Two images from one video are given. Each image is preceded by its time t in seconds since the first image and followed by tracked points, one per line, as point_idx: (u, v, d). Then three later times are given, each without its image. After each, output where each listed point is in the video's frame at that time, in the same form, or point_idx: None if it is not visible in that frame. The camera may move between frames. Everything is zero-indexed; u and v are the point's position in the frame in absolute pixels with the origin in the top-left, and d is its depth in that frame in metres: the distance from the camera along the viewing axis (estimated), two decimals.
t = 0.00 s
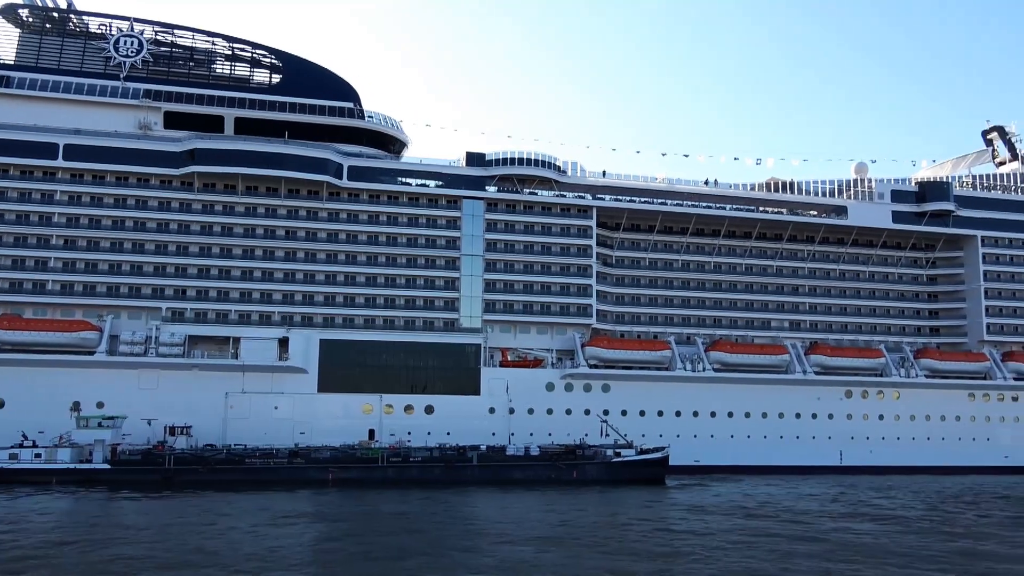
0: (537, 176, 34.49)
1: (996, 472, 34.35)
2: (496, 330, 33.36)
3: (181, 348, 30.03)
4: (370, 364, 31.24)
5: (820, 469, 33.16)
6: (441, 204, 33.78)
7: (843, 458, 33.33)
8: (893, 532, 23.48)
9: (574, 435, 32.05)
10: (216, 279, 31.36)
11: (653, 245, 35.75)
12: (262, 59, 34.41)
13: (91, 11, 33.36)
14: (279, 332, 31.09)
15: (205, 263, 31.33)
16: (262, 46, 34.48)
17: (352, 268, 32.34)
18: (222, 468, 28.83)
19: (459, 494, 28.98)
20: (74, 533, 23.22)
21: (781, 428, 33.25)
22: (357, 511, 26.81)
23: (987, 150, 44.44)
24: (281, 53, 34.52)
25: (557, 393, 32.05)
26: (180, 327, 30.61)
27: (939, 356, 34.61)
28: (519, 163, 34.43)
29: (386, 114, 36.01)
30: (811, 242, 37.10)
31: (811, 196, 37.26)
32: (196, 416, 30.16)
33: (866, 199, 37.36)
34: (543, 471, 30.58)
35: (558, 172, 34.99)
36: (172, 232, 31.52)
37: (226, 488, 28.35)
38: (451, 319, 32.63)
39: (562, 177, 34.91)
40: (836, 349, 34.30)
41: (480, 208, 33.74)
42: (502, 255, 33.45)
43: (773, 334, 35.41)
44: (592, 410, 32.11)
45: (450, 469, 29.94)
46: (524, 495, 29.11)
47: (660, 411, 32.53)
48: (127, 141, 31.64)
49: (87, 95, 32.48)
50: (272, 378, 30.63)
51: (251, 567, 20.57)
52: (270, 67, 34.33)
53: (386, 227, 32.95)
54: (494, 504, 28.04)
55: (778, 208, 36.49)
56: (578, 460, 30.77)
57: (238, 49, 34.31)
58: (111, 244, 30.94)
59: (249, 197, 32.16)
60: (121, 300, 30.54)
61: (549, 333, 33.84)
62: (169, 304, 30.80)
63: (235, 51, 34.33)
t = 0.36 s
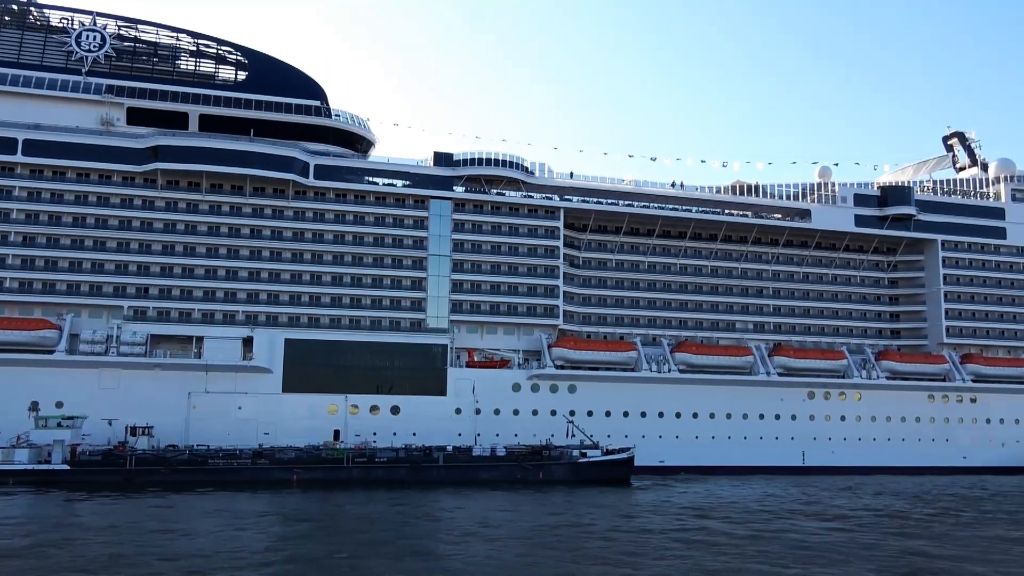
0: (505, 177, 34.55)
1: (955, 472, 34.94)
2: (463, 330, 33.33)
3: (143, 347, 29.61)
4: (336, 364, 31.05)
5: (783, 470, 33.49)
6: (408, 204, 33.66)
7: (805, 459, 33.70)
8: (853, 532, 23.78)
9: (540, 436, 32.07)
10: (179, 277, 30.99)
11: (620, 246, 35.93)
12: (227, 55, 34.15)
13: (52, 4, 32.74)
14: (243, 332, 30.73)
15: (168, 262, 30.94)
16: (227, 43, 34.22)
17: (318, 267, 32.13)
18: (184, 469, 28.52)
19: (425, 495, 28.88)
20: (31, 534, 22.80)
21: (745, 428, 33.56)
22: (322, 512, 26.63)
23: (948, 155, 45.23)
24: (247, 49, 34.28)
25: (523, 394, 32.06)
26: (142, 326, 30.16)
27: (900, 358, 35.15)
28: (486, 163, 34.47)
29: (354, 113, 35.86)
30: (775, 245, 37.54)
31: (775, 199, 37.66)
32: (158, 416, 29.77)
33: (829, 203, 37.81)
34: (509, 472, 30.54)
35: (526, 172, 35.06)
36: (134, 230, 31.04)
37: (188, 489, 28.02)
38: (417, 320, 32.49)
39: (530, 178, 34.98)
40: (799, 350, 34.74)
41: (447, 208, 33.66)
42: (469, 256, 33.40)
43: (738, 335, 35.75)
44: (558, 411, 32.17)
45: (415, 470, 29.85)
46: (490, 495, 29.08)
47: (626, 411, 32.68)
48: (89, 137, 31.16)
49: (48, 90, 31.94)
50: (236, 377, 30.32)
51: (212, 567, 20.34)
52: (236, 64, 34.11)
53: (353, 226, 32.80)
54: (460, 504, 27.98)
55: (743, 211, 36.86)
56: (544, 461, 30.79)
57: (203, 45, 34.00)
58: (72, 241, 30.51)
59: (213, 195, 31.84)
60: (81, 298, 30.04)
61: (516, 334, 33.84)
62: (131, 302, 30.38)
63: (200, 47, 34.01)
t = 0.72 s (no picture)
0: (472, 177, 34.56)
1: (913, 473, 35.53)
2: (429, 330, 33.27)
3: (103, 344, 29.16)
4: (301, 364, 30.80)
5: (745, 471, 33.81)
6: (375, 202, 33.49)
7: (768, 459, 34.05)
8: (814, 532, 24.02)
9: (506, 437, 32.07)
10: (141, 274, 30.68)
11: (587, 248, 36.09)
12: (193, 50, 33.67)
13: None
14: (206, 330, 30.46)
15: (130, 258, 30.61)
16: (193, 37, 33.79)
17: (283, 265, 31.90)
18: (144, 468, 28.14)
19: (389, 495, 28.72)
20: None
21: (709, 430, 33.81)
22: (284, 512, 26.40)
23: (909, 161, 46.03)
24: (213, 44, 33.86)
25: (489, 394, 32.05)
26: (102, 323, 29.67)
27: (861, 360, 35.63)
28: (454, 163, 34.42)
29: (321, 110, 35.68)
30: (740, 248, 37.93)
31: (741, 202, 37.99)
32: (118, 415, 29.35)
33: (794, 207, 38.27)
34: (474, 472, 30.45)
35: (494, 173, 35.07)
36: (95, 226, 30.53)
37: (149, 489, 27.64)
38: (383, 319, 32.31)
39: (497, 178, 35.03)
40: (762, 353, 35.19)
41: (414, 207, 33.55)
42: (436, 256, 33.31)
43: (702, 337, 36.05)
44: (523, 411, 32.20)
45: (380, 470, 29.68)
46: (455, 495, 29.01)
47: (591, 412, 32.81)
48: (50, 130, 30.69)
49: (8, 82, 31.45)
50: (199, 376, 29.98)
51: (171, 568, 20.04)
52: (201, 59, 33.62)
53: (319, 225, 32.60)
54: (424, 505, 27.88)
55: (708, 214, 37.24)
56: (510, 461, 30.79)
57: (168, 39, 33.48)
58: (31, 236, 30.06)
59: (177, 191, 31.45)
60: (40, 294, 29.52)
61: (482, 334, 33.83)
62: (91, 299, 29.89)
63: (165, 41, 33.50)
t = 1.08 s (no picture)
0: (441, 176, 34.49)
1: (874, 473, 36.04)
2: (396, 329, 33.14)
3: (64, 342, 28.70)
4: (266, 362, 30.51)
5: (710, 471, 34.10)
6: (343, 201, 33.30)
7: (732, 460, 34.37)
8: (776, 533, 24.24)
9: (472, 437, 32.03)
10: (103, 270, 30.23)
11: (555, 248, 36.19)
12: (158, 44, 33.30)
13: None
14: (170, 328, 30.10)
15: (92, 254, 30.17)
16: (159, 31, 33.31)
17: (249, 263, 31.62)
18: (105, 468, 27.67)
19: (354, 495, 28.57)
20: None
21: (675, 430, 34.02)
22: (247, 511, 26.23)
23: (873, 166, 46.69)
24: (179, 39, 33.48)
25: (457, 394, 31.99)
26: (63, 320, 29.22)
27: (823, 362, 36.21)
28: (423, 162, 34.34)
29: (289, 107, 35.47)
30: (707, 250, 38.26)
31: (708, 205, 38.29)
32: (79, 413, 28.90)
33: (759, 210, 38.67)
34: (441, 472, 30.38)
35: (462, 172, 35.02)
36: (57, 222, 30.13)
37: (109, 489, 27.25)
38: (350, 319, 32.15)
39: (466, 178, 34.97)
40: (727, 354, 35.52)
41: (382, 206, 33.42)
42: (404, 254, 33.22)
43: (668, 338, 36.37)
44: (490, 411, 32.18)
45: (346, 470, 29.51)
46: (420, 495, 28.92)
47: (557, 412, 32.88)
48: (11, 123, 30.18)
49: None
50: (162, 374, 29.61)
51: (129, 568, 19.77)
52: (167, 53, 33.25)
53: (286, 222, 32.33)
54: (389, 505, 27.75)
55: (676, 216, 37.48)
56: (476, 461, 30.76)
57: (133, 33, 33.06)
58: None
59: (141, 187, 31.07)
60: None
61: (449, 334, 33.81)
62: (52, 295, 29.42)
63: (130, 35, 33.08)
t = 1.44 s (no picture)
0: (412, 175, 34.34)
1: (838, 474, 36.49)
2: (364, 329, 33.04)
3: (25, 338, 28.28)
4: (232, 361, 30.25)
5: (676, 471, 34.38)
6: (312, 199, 33.08)
7: (698, 460, 34.65)
8: (740, 533, 24.48)
9: (440, 437, 31.98)
10: (67, 267, 29.73)
11: (525, 249, 36.25)
12: (125, 38, 32.80)
13: None
14: (135, 325, 29.72)
15: (55, 250, 29.68)
16: (126, 24, 32.86)
17: (216, 260, 31.29)
18: (68, 468, 27.23)
19: (321, 495, 28.41)
20: None
21: (642, 431, 34.19)
22: (212, 511, 26.01)
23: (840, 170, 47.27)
24: (146, 33, 33.04)
25: (425, 394, 31.91)
26: (25, 317, 28.78)
27: (790, 365, 36.62)
28: (393, 161, 34.16)
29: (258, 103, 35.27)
30: (676, 252, 38.53)
31: (678, 207, 38.49)
32: (40, 411, 28.47)
33: (728, 212, 38.99)
34: (408, 472, 30.29)
35: (433, 172, 34.94)
36: (19, 216, 29.61)
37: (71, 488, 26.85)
38: (318, 317, 31.95)
39: (437, 177, 34.89)
40: (696, 356, 35.71)
41: (352, 205, 33.25)
42: (373, 253, 33.11)
43: (637, 339, 36.49)
44: (459, 411, 32.15)
45: (313, 469, 29.35)
46: (388, 495, 28.83)
47: (526, 412, 32.92)
48: None
49: None
50: (126, 373, 29.22)
51: (90, 567, 19.49)
52: (134, 47, 32.85)
53: (254, 220, 32.06)
54: (355, 505, 27.64)
55: (646, 218, 37.68)
56: (444, 461, 30.73)
57: (99, 26, 32.48)
58: None
59: (106, 182, 30.66)
60: None
61: (418, 333, 33.73)
62: (14, 291, 28.98)
63: (96, 28, 32.49)
